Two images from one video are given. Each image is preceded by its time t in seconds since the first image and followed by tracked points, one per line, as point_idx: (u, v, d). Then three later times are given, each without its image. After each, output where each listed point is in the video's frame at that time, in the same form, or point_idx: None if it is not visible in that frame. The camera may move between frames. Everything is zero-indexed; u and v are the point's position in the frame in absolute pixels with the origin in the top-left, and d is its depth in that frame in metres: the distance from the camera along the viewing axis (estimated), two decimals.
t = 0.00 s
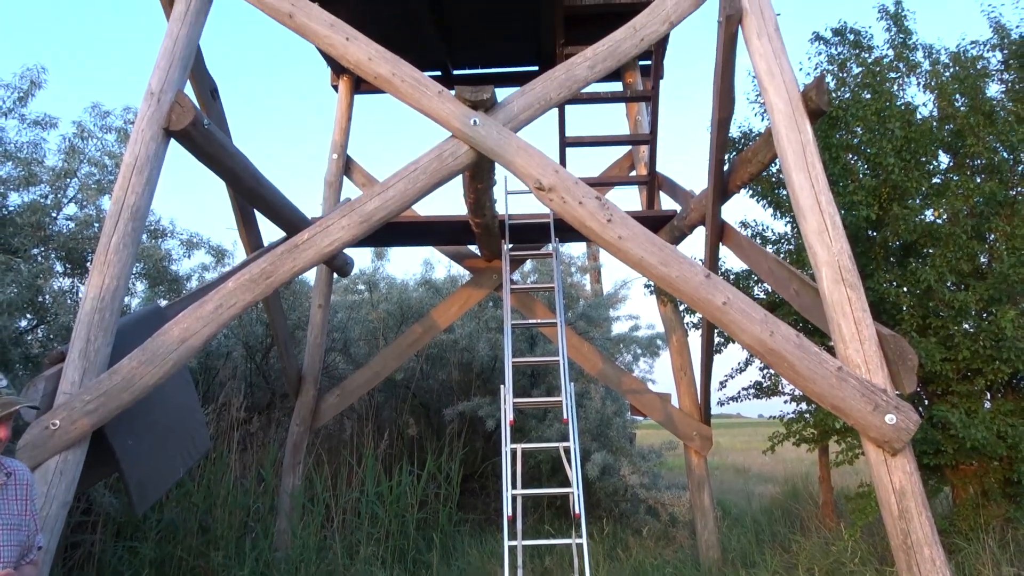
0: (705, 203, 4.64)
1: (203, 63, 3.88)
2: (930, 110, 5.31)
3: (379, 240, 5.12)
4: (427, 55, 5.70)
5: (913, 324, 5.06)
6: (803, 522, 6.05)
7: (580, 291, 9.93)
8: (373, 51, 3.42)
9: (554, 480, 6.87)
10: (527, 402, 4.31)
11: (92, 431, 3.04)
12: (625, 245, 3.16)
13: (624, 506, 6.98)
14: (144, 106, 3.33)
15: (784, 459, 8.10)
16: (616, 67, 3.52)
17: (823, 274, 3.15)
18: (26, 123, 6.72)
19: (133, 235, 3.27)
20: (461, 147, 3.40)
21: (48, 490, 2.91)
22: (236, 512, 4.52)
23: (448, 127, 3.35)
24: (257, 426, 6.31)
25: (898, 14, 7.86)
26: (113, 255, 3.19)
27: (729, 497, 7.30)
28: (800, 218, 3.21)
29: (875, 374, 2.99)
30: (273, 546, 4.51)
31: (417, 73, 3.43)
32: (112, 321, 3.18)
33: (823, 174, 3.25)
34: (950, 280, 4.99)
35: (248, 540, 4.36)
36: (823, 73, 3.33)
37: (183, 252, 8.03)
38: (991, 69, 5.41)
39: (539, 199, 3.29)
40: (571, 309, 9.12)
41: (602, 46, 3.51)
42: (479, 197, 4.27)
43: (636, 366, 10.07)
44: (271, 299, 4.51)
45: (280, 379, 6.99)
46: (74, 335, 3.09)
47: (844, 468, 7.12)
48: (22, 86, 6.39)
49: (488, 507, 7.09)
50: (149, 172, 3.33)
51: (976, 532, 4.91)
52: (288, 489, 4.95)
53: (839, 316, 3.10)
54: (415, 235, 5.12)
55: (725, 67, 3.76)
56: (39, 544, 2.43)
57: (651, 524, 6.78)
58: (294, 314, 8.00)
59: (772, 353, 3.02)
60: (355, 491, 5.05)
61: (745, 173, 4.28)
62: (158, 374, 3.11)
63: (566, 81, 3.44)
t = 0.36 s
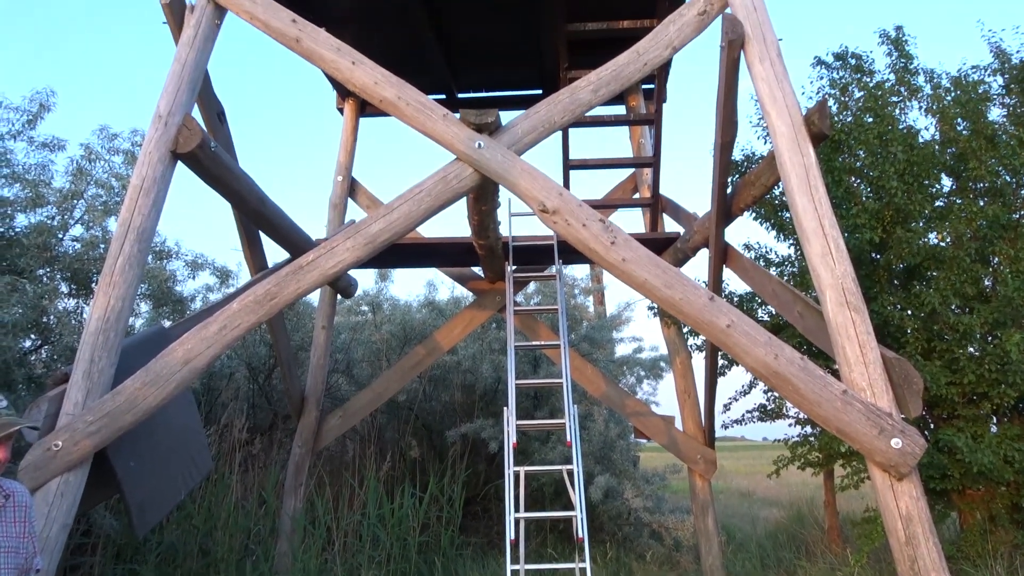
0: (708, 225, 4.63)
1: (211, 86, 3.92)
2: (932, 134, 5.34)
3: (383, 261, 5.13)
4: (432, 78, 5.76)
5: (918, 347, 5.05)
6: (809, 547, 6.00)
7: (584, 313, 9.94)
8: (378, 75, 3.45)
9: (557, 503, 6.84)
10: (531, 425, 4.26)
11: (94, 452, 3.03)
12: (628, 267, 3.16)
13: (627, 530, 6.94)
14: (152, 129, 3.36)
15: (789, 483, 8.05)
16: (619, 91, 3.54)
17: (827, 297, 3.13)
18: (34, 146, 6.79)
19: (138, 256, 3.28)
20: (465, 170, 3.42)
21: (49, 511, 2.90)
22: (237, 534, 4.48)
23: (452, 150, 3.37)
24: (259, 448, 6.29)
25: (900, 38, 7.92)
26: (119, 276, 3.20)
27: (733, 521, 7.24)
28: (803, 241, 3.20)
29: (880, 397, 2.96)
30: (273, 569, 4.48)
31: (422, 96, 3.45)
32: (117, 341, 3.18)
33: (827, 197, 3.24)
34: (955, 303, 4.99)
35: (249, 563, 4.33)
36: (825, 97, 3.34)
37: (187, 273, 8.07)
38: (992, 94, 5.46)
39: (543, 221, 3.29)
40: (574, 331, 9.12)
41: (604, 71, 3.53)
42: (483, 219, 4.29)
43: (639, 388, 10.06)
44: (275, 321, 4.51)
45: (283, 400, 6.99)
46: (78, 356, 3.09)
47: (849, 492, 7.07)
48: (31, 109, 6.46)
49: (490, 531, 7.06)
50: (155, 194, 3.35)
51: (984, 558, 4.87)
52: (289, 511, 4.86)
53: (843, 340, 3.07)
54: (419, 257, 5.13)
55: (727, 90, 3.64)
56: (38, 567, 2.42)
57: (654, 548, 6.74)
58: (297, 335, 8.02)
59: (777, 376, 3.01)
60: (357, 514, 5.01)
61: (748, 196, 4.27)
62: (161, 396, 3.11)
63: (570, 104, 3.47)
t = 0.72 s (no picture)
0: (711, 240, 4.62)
1: (216, 102, 3.94)
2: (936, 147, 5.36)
3: (386, 276, 5.14)
4: (436, 93, 5.79)
5: (923, 361, 5.06)
6: (814, 563, 5.96)
7: (587, 328, 9.94)
8: (382, 91, 3.46)
9: (560, 519, 6.80)
10: (535, 440, 4.23)
11: (96, 467, 3.03)
12: (632, 282, 3.15)
13: (631, 546, 6.91)
14: (157, 145, 3.38)
15: (794, 498, 8.01)
16: (622, 106, 3.55)
17: (830, 311, 3.12)
18: (40, 161, 6.83)
19: (142, 271, 3.28)
20: (468, 185, 3.43)
21: (51, 527, 2.90)
22: (238, 550, 4.45)
23: (456, 165, 3.38)
24: (261, 463, 6.28)
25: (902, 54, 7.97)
26: (123, 290, 3.21)
27: (737, 536, 7.20)
28: (807, 255, 3.19)
29: (885, 412, 2.94)
30: None
31: (426, 112, 3.47)
32: (121, 356, 3.17)
33: (830, 212, 3.24)
34: (958, 317, 4.98)
35: None
36: (827, 112, 3.34)
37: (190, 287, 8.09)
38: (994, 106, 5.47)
39: (547, 236, 3.29)
40: (577, 345, 9.12)
41: (607, 86, 3.54)
42: (487, 234, 4.30)
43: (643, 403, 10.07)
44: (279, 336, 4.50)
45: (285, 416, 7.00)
46: (82, 371, 3.09)
47: (855, 508, 7.01)
48: (37, 125, 6.50)
49: (493, 546, 7.07)
50: (160, 210, 3.36)
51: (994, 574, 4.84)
52: (291, 527, 4.85)
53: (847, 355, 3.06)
54: (422, 271, 5.13)
55: (729, 105, 3.62)
56: None
57: (659, 564, 6.71)
58: (300, 349, 8.05)
59: (781, 390, 2.99)
60: (359, 529, 4.97)
61: (751, 211, 4.26)
62: (164, 411, 3.11)
63: (573, 120, 3.48)
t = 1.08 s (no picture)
0: (715, 263, 4.61)
1: (224, 127, 3.98)
2: (939, 171, 6.43)
3: (391, 298, 5.15)
4: (441, 118, 5.84)
5: (930, 384, 5.88)
6: None
7: (591, 351, 9.94)
8: (388, 116, 3.49)
9: (565, 543, 6.75)
10: (539, 464, 4.20)
11: (99, 491, 3.02)
12: (636, 305, 3.14)
13: (636, 571, 6.86)
14: (165, 169, 3.40)
15: (801, 523, 7.95)
16: (626, 131, 3.57)
17: (835, 336, 3.10)
18: (48, 185, 6.90)
19: (149, 294, 3.29)
20: (473, 209, 3.44)
21: (53, 551, 2.89)
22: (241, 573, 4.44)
23: (461, 189, 3.39)
24: (265, 485, 6.30)
25: (903, 79, 8.08)
26: (130, 313, 3.21)
27: (743, 561, 7.15)
28: (812, 279, 3.18)
29: (892, 437, 2.92)
30: None
31: (431, 137, 3.49)
32: (126, 379, 3.17)
33: (833, 236, 3.24)
34: (964, 340, 5.85)
35: None
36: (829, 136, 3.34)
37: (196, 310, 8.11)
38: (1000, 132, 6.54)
39: (551, 259, 3.29)
40: (581, 368, 9.12)
41: (611, 111, 3.57)
42: (491, 257, 4.31)
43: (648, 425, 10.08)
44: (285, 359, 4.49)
45: (288, 438, 7.01)
46: (87, 394, 3.09)
47: (862, 533, 6.97)
48: (47, 149, 6.57)
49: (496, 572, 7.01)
50: (168, 233, 3.37)
51: None
52: (294, 552, 4.84)
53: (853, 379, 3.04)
54: (427, 294, 5.14)
55: (732, 129, 3.62)
56: None
57: None
58: (304, 371, 8.12)
59: (787, 415, 2.97)
60: (362, 554, 4.92)
61: (755, 235, 4.23)
62: (169, 434, 3.10)
63: (577, 144, 3.50)
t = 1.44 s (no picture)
0: (716, 287, 4.60)
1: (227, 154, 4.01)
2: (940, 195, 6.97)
3: (392, 324, 5.15)
4: (442, 144, 5.89)
5: (935, 408, 6.30)
6: None
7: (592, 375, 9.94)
8: (390, 143, 3.51)
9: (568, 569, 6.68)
10: (541, 489, 4.16)
11: (99, 519, 3.00)
12: (637, 330, 3.11)
13: None
14: (169, 198, 3.41)
15: (806, 548, 7.89)
16: (626, 157, 3.59)
17: (837, 360, 3.08)
18: (53, 212, 6.97)
19: (151, 320, 3.29)
20: (474, 234, 3.44)
21: None
22: None
23: (462, 215, 3.39)
24: (265, 513, 6.29)
25: (900, 104, 8.19)
26: (132, 340, 3.21)
27: None
28: (812, 304, 3.17)
29: (896, 462, 2.89)
30: None
31: (433, 163, 3.51)
32: (127, 406, 3.16)
33: (833, 262, 3.23)
34: (965, 363, 6.34)
35: None
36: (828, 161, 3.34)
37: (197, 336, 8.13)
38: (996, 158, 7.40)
39: (551, 284, 3.27)
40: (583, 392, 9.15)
41: (611, 138, 3.59)
42: (492, 282, 4.32)
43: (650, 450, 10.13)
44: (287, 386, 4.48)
45: (289, 464, 6.98)
46: (88, 421, 3.08)
47: (869, 559, 6.91)
48: (51, 176, 6.62)
49: None
50: (170, 260, 3.38)
51: None
52: None
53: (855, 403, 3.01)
54: (428, 319, 5.14)
55: (732, 155, 3.64)
56: None
57: None
58: (306, 397, 8.18)
59: (790, 440, 2.94)
60: None
61: (755, 260, 4.21)
62: (169, 462, 3.08)
63: (577, 170, 3.52)
